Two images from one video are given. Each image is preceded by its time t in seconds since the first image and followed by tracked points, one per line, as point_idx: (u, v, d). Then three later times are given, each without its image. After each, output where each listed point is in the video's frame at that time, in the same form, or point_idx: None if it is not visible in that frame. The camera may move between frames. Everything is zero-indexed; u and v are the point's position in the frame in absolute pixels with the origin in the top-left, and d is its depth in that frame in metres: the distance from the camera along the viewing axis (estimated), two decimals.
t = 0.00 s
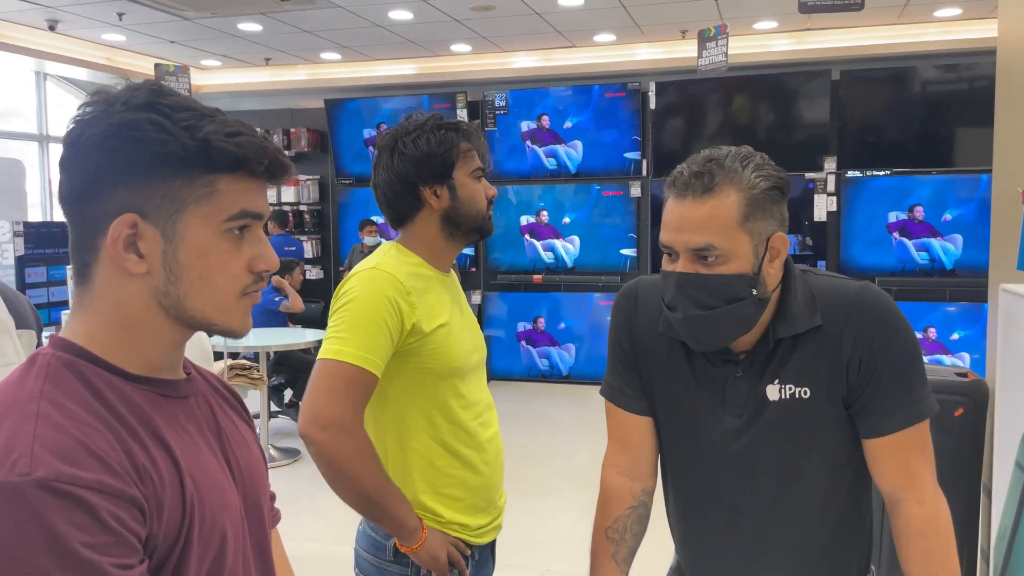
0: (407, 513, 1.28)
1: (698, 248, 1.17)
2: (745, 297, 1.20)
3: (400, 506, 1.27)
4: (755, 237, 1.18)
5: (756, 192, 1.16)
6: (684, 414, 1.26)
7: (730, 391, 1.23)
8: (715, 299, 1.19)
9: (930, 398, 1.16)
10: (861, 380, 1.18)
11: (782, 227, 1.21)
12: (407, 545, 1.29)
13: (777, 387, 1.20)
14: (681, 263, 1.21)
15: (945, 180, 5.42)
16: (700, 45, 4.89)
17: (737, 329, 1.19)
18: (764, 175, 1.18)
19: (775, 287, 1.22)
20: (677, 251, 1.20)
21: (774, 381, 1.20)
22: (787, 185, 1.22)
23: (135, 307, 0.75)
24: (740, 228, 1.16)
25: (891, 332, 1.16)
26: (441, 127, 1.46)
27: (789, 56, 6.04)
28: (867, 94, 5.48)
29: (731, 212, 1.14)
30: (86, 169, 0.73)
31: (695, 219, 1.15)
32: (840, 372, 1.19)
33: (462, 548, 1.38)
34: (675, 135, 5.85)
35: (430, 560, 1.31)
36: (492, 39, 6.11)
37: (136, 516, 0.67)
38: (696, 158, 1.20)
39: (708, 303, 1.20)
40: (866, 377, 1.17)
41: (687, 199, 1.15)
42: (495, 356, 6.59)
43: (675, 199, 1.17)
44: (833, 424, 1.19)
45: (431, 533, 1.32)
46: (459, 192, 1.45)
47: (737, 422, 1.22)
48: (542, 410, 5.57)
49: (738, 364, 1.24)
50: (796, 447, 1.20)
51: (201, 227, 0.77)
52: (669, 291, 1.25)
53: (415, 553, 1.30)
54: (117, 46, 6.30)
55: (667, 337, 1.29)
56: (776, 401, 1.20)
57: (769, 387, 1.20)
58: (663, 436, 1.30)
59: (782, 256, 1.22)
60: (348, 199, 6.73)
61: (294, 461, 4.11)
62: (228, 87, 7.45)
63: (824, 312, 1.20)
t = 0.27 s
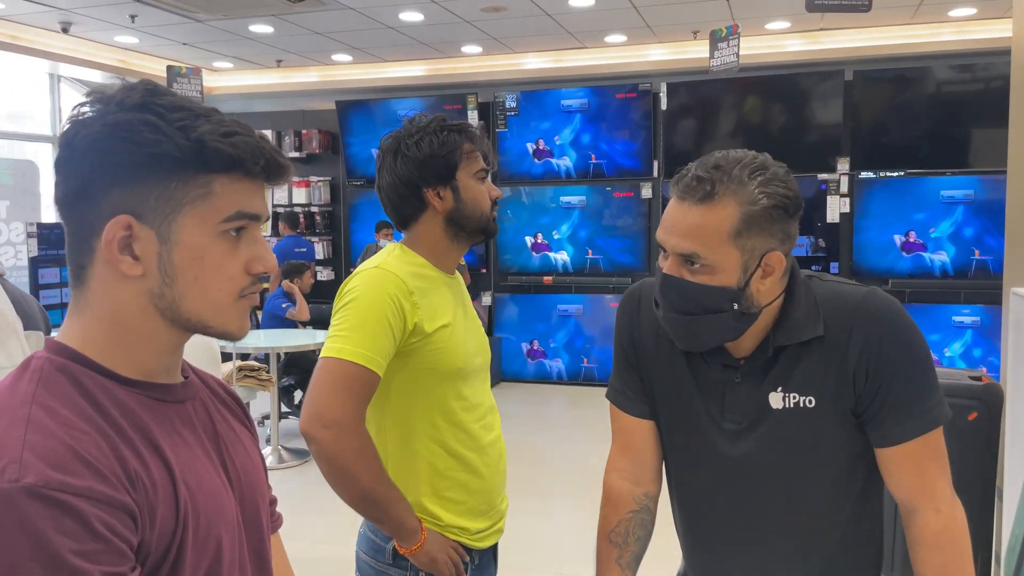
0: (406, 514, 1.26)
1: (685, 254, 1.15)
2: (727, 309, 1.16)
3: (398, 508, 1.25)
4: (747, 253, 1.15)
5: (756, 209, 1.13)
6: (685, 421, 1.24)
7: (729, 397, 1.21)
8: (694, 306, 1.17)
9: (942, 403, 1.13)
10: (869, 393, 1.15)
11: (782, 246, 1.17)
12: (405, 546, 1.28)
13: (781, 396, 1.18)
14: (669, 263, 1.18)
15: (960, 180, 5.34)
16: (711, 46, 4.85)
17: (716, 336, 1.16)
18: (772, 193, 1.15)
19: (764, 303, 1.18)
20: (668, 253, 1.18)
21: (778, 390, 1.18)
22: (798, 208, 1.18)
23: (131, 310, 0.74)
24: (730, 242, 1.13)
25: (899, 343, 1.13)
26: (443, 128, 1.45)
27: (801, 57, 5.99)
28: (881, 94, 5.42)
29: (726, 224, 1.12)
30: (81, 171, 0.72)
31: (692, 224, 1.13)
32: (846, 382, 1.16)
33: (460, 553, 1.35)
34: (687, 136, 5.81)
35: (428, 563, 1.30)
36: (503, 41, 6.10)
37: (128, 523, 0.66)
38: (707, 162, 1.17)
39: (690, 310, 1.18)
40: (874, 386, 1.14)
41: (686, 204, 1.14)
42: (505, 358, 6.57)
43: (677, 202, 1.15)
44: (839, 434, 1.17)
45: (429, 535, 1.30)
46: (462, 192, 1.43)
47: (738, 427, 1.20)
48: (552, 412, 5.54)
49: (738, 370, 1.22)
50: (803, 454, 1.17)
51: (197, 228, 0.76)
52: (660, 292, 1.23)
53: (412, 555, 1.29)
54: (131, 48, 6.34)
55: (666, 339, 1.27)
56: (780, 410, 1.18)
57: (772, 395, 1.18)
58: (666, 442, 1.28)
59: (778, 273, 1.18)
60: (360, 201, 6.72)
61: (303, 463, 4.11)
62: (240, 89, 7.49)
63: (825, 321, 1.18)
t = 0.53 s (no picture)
0: (413, 512, 1.26)
1: (709, 263, 1.13)
2: (755, 316, 1.15)
3: (404, 506, 1.25)
4: (772, 256, 1.14)
5: (777, 212, 1.12)
6: (699, 422, 1.23)
7: (746, 400, 1.20)
8: (721, 316, 1.15)
9: (960, 403, 1.12)
10: (888, 391, 1.14)
11: (803, 245, 1.17)
12: (411, 544, 1.28)
13: (798, 397, 1.17)
14: (692, 274, 1.17)
15: (975, 178, 5.29)
16: (723, 43, 4.82)
17: (743, 344, 1.15)
18: (790, 191, 1.14)
19: (787, 306, 1.17)
20: (688, 262, 1.16)
21: (796, 391, 1.17)
22: (814, 203, 1.17)
23: (143, 305, 0.74)
24: (757, 246, 1.12)
25: (916, 341, 1.12)
26: (452, 127, 1.44)
27: (815, 54, 5.94)
28: (895, 92, 5.37)
29: (748, 228, 1.11)
30: (95, 167, 0.73)
31: (711, 233, 1.11)
32: (866, 380, 1.15)
33: (466, 551, 1.35)
34: (699, 134, 5.78)
35: (434, 560, 1.30)
36: (514, 38, 6.09)
37: (144, 518, 0.66)
38: (720, 165, 1.16)
39: (716, 320, 1.16)
40: (893, 387, 1.13)
41: (704, 212, 1.12)
42: (515, 356, 6.57)
43: (692, 209, 1.14)
44: (856, 433, 1.16)
45: (435, 532, 1.30)
46: (471, 192, 1.43)
47: (754, 430, 1.19)
48: (562, 411, 5.54)
49: (755, 371, 1.21)
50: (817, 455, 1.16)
51: (210, 225, 0.76)
52: (678, 297, 1.21)
53: (418, 552, 1.28)
54: (144, 46, 6.38)
55: (679, 342, 1.26)
56: (798, 411, 1.17)
57: (789, 397, 1.17)
58: (678, 444, 1.27)
59: (800, 273, 1.17)
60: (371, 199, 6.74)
61: (314, 459, 4.13)
62: (253, 86, 7.52)
63: (845, 322, 1.17)
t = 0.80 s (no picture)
0: (422, 505, 1.26)
1: (729, 258, 1.12)
2: (775, 310, 1.15)
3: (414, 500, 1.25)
4: (790, 250, 1.13)
5: (795, 204, 1.11)
6: (713, 419, 1.23)
7: (762, 397, 1.19)
8: (741, 313, 1.14)
9: (975, 399, 1.11)
10: (904, 386, 1.13)
11: (820, 237, 1.16)
12: (419, 537, 1.28)
13: (815, 394, 1.16)
14: (709, 272, 1.16)
15: (987, 175, 5.25)
16: (734, 39, 4.79)
17: (767, 342, 1.15)
18: (805, 182, 1.13)
19: (806, 299, 1.17)
20: (705, 260, 1.15)
21: (812, 387, 1.16)
22: (830, 195, 1.16)
23: (158, 297, 0.74)
24: (775, 239, 1.11)
25: (933, 333, 1.12)
26: (459, 121, 1.44)
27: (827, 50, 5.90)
28: (907, 88, 5.33)
29: (766, 222, 1.10)
30: (110, 158, 0.73)
31: (728, 227, 1.10)
32: (883, 375, 1.14)
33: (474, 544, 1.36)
34: (709, 130, 5.75)
35: (442, 554, 1.30)
36: (524, 34, 6.07)
37: (157, 508, 0.66)
38: (733, 160, 1.15)
39: (735, 316, 1.15)
40: (910, 381, 1.13)
41: (720, 206, 1.11)
42: (524, 352, 6.57)
43: (708, 205, 1.12)
44: (872, 428, 1.15)
45: (444, 527, 1.31)
46: (478, 186, 1.43)
47: (770, 427, 1.18)
48: (570, 407, 5.54)
49: (771, 368, 1.20)
50: (832, 451, 1.16)
51: (223, 217, 0.76)
52: (697, 295, 1.20)
53: (427, 546, 1.29)
54: (154, 41, 6.40)
55: (692, 337, 1.25)
56: (815, 408, 1.16)
57: (805, 393, 1.17)
58: (691, 441, 1.27)
59: (819, 266, 1.17)
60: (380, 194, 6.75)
61: (323, 453, 4.14)
62: (262, 81, 7.53)
63: (863, 315, 1.16)
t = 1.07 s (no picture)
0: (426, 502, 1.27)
1: (749, 239, 1.13)
2: (798, 292, 1.16)
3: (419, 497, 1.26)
4: (810, 233, 1.15)
5: (812, 186, 1.12)
6: (718, 415, 1.23)
7: (769, 392, 1.19)
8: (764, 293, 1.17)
9: (978, 398, 1.11)
10: (908, 384, 1.14)
11: (835, 223, 1.18)
12: (423, 535, 1.29)
13: (820, 390, 1.16)
14: (729, 253, 1.17)
15: (995, 173, 5.22)
16: (741, 35, 4.78)
17: (788, 323, 1.16)
18: (822, 167, 1.15)
19: (822, 283, 1.19)
20: (725, 242, 1.16)
21: (817, 383, 1.17)
22: (843, 179, 1.19)
23: (162, 295, 0.75)
24: (795, 220, 1.12)
25: (939, 330, 1.13)
26: (463, 119, 1.44)
27: (834, 47, 5.87)
28: (915, 85, 5.31)
29: (786, 204, 1.11)
30: (114, 156, 0.74)
31: (748, 209, 1.11)
32: (888, 373, 1.15)
33: (476, 539, 1.36)
34: (716, 127, 5.74)
35: (445, 551, 1.31)
36: (530, 30, 6.06)
37: (157, 504, 0.67)
38: (751, 147, 1.16)
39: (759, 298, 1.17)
40: (916, 378, 1.13)
41: (740, 187, 1.12)
42: (529, 348, 6.59)
43: (725, 187, 1.13)
44: (876, 426, 1.15)
45: (446, 524, 1.32)
46: (482, 184, 1.43)
47: (777, 423, 1.18)
48: (575, 403, 5.54)
49: (778, 364, 1.20)
50: (835, 450, 1.16)
51: (226, 216, 0.77)
52: (712, 283, 1.21)
53: (431, 543, 1.30)
54: (162, 37, 6.42)
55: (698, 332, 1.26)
56: (819, 405, 1.16)
57: (811, 390, 1.17)
58: (695, 437, 1.28)
59: (834, 252, 1.19)
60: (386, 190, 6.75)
61: (328, 448, 4.16)
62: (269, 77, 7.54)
63: (869, 313, 1.16)
